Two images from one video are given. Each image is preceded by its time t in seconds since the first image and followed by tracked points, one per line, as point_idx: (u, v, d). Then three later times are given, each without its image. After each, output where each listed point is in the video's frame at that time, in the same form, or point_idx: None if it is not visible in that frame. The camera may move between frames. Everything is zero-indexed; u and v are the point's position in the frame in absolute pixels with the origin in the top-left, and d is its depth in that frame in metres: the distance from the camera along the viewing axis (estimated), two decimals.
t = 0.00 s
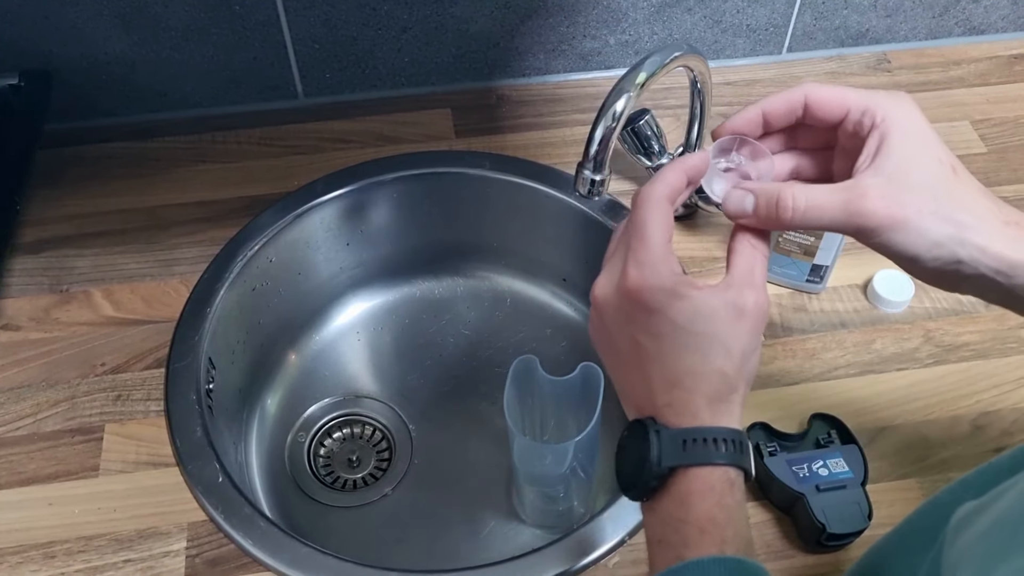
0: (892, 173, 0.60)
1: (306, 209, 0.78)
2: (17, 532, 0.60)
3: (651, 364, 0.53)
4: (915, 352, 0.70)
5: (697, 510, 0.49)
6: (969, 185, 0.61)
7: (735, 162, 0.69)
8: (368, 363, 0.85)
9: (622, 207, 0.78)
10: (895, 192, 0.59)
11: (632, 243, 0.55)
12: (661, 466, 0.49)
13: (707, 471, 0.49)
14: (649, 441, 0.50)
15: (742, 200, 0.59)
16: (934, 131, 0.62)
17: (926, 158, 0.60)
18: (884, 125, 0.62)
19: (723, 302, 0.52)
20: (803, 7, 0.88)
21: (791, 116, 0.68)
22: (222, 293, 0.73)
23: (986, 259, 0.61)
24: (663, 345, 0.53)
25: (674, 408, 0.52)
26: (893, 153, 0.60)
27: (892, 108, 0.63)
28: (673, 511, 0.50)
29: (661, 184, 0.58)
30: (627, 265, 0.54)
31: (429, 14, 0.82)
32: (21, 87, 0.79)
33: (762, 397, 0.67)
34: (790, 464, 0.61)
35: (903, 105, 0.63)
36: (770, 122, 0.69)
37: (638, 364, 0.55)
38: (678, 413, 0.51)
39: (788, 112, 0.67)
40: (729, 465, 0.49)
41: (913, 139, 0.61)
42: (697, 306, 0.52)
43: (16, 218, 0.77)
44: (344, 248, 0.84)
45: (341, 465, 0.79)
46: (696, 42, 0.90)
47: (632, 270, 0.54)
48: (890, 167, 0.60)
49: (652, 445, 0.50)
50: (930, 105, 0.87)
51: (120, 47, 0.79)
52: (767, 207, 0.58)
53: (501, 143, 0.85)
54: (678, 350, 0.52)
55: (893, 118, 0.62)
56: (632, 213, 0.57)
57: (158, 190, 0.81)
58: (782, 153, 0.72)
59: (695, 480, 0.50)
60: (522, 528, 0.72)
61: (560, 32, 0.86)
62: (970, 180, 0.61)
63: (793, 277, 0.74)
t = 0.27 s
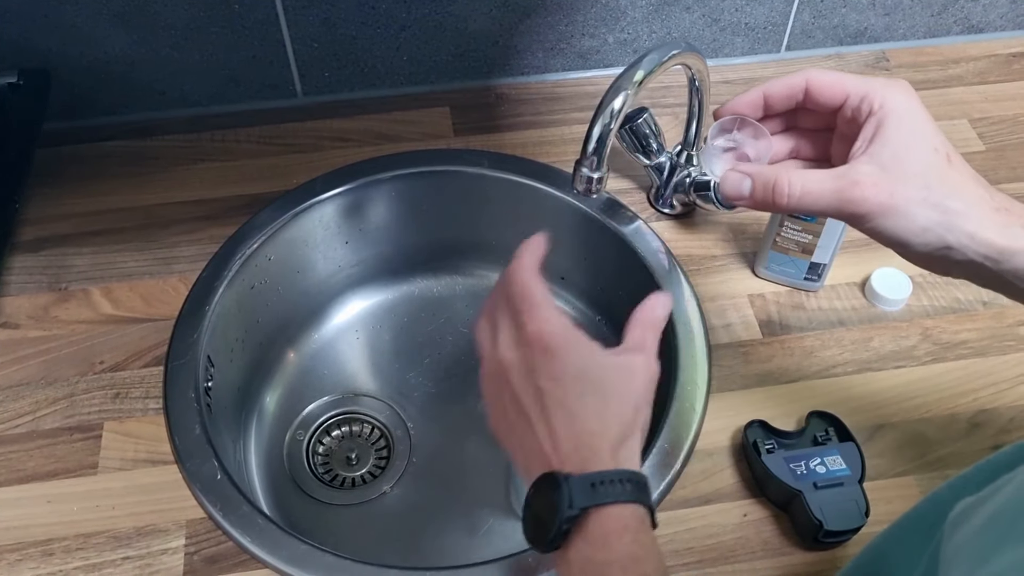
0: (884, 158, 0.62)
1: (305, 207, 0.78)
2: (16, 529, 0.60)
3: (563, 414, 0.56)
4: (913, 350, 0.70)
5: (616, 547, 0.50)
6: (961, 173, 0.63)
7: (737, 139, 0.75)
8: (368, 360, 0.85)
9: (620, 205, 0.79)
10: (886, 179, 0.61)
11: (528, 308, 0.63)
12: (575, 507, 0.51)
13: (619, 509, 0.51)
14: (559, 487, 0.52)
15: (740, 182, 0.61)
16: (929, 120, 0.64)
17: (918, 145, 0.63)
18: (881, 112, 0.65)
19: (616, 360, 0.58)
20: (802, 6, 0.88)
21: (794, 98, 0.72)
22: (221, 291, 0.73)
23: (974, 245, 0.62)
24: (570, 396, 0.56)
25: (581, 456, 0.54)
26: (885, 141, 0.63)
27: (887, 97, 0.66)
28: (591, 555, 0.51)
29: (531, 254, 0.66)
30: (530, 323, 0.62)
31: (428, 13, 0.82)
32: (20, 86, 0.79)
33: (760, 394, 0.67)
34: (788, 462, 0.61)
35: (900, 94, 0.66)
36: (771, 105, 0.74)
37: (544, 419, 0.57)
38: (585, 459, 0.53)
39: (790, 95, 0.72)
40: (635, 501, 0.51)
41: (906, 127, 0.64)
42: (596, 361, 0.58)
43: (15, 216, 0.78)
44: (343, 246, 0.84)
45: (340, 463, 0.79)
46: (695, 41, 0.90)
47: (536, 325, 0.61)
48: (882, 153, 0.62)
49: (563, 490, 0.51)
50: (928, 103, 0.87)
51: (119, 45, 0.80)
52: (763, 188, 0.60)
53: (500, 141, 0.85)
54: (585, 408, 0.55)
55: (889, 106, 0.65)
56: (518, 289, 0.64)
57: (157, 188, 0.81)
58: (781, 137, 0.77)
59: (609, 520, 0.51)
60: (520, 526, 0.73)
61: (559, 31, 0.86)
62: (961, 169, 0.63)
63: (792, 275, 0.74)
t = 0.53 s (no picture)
0: (872, 168, 0.62)
1: (305, 206, 0.78)
2: (16, 527, 0.60)
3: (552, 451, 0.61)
4: (913, 349, 0.70)
5: (607, 538, 0.54)
6: (948, 183, 0.63)
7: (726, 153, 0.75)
8: (368, 359, 0.85)
9: (620, 204, 0.79)
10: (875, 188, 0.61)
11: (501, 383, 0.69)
12: (571, 503, 0.55)
13: (611, 510, 0.56)
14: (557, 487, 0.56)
15: (732, 195, 0.62)
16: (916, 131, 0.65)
17: (905, 155, 0.63)
18: (868, 124, 0.65)
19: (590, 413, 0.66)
20: (802, 6, 0.88)
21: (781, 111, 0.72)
22: (221, 290, 0.73)
23: (963, 252, 0.62)
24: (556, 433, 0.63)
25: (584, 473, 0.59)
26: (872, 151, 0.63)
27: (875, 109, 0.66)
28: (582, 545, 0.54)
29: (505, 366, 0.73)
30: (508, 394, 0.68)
31: (428, 12, 0.82)
32: (21, 85, 0.79)
33: (760, 393, 0.67)
34: (788, 460, 0.61)
35: (887, 106, 0.66)
36: (761, 118, 0.74)
37: (534, 466, 0.62)
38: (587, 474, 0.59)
39: (778, 107, 0.72)
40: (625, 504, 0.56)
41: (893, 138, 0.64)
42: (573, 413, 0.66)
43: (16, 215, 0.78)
44: (343, 245, 0.84)
45: (340, 462, 0.79)
46: (695, 40, 0.90)
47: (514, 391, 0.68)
48: (869, 163, 0.63)
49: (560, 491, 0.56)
50: (928, 102, 0.87)
51: (119, 44, 0.80)
52: (754, 199, 0.61)
53: (500, 140, 0.85)
54: (575, 448, 0.61)
55: (876, 118, 0.65)
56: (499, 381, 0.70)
57: (157, 187, 0.81)
58: (772, 149, 0.77)
59: (599, 517, 0.55)
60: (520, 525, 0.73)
61: (559, 30, 0.86)
62: (949, 178, 0.63)
63: (792, 274, 0.74)
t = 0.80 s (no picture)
0: (866, 167, 0.62)
1: (307, 205, 0.78)
2: (18, 525, 0.61)
3: (546, 447, 0.61)
4: (913, 347, 0.70)
5: (600, 541, 0.54)
6: (941, 179, 0.63)
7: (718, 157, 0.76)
8: (369, 358, 0.85)
9: (620, 203, 0.79)
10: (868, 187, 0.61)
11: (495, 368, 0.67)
12: (564, 509, 0.55)
13: (604, 511, 0.55)
14: (548, 494, 0.56)
15: (727, 198, 0.62)
16: (906, 129, 0.65)
17: (897, 154, 0.63)
18: (858, 125, 0.66)
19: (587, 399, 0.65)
20: (802, 5, 0.88)
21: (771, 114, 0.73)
22: (222, 289, 0.73)
23: (957, 249, 0.62)
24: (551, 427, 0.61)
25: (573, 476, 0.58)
26: (864, 151, 0.63)
27: (865, 109, 0.66)
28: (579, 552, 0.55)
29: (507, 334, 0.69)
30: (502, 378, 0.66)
31: (429, 11, 0.82)
32: (22, 83, 0.79)
33: (760, 391, 0.68)
34: (788, 458, 0.61)
35: (877, 106, 0.66)
36: (753, 121, 0.74)
37: (528, 460, 0.61)
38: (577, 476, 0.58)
39: (769, 110, 0.72)
40: (619, 501, 0.56)
41: (884, 137, 0.64)
42: (568, 399, 0.64)
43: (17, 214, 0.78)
44: (343, 244, 0.84)
45: (341, 461, 0.79)
46: (696, 39, 0.90)
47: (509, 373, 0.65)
48: (862, 162, 0.63)
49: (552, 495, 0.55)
50: (929, 101, 0.87)
51: (120, 43, 0.80)
52: (749, 201, 0.61)
53: (501, 139, 0.85)
54: (568, 440, 0.61)
55: (866, 118, 0.65)
56: (495, 364, 0.67)
57: (158, 186, 0.81)
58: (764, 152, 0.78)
59: (594, 518, 0.55)
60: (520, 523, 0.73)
61: (560, 29, 0.86)
62: (941, 174, 0.63)
63: (792, 272, 0.74)
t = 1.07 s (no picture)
0: (849, 160, 0.62)
1: (307, 203, 0.78)
2: (18, 523, 0.61)
3: (590, 407, 0.53)
4: (912, 346, 0.70)
5: (655, 552, 0.48)
6: (926, 163, 0.63)
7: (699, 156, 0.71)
8: (369, 357, 0.85)
9: (620, 202, 0.79)
10: (853, 181, 0.61)
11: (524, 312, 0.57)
12: (615, 509, 0.48)
13: (657, 511, 0.50)
14: (598, 486, 0.49)
15: (713, 202, 0.61)
16: (886, 114, 0.64)
17: (880, 143, 0.62)
18: (836, 116, 0.64)
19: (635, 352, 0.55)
20: (801, 5, 0.89)
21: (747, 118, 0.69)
22: (223, 287, 0.73)
23: (944, 232, 0.63)
24: (597, 385, 0.53)
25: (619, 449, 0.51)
26: (847, 142, 0.62)
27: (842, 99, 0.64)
28: (628, 557, 0.49)
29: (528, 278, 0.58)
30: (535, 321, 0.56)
31: (429, 11, 0.82)
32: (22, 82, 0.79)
33: (759, 389, 0.68)
34: (787, 456, 0.62)
35: (854, 94, 0.64)
36: (728, 121, 0.70)
37: (567, 423, 0.53)
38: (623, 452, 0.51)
39: (743, 113, 0.69)
40: (676, 502, 0.50)
41: (866, 127, 0.63)
42: (616, 352, 0.55)
43: (17, 212, 0.78)
44: (343, 243, 0.84)
45: (341, 459, 0.79)
46: (695, 39, 0.90)
47: (546, 321, 0.55)
48: (845, 155, 0.62)
49: (601, 490, 0.49)
50: (927, 101, 0.88)
51: (120, 42, 0.80)
52: (735, 204, 0.60)
53: (500, 139, 0.85)
54: (613, 401, 0.53)
55: (844, 107, 0.64)
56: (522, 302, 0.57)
57: (158, 184, 0.81)
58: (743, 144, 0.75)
59: (648, 522, 0.49)
60: (520, 521, 0.73)
61: (559, 29, 0.86)
62: (925, 157, 0.63)
63: (791, 271, 0.74)
